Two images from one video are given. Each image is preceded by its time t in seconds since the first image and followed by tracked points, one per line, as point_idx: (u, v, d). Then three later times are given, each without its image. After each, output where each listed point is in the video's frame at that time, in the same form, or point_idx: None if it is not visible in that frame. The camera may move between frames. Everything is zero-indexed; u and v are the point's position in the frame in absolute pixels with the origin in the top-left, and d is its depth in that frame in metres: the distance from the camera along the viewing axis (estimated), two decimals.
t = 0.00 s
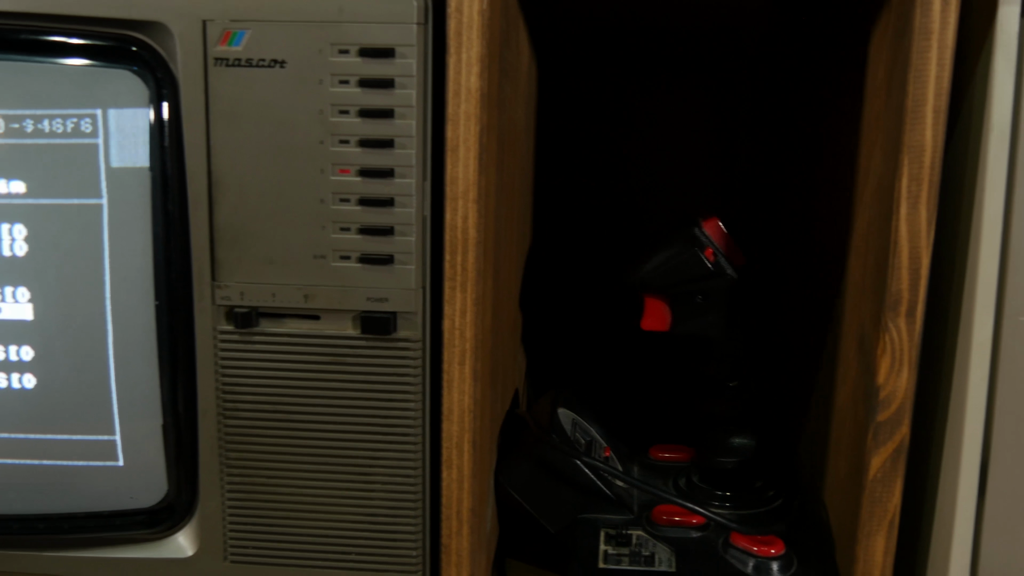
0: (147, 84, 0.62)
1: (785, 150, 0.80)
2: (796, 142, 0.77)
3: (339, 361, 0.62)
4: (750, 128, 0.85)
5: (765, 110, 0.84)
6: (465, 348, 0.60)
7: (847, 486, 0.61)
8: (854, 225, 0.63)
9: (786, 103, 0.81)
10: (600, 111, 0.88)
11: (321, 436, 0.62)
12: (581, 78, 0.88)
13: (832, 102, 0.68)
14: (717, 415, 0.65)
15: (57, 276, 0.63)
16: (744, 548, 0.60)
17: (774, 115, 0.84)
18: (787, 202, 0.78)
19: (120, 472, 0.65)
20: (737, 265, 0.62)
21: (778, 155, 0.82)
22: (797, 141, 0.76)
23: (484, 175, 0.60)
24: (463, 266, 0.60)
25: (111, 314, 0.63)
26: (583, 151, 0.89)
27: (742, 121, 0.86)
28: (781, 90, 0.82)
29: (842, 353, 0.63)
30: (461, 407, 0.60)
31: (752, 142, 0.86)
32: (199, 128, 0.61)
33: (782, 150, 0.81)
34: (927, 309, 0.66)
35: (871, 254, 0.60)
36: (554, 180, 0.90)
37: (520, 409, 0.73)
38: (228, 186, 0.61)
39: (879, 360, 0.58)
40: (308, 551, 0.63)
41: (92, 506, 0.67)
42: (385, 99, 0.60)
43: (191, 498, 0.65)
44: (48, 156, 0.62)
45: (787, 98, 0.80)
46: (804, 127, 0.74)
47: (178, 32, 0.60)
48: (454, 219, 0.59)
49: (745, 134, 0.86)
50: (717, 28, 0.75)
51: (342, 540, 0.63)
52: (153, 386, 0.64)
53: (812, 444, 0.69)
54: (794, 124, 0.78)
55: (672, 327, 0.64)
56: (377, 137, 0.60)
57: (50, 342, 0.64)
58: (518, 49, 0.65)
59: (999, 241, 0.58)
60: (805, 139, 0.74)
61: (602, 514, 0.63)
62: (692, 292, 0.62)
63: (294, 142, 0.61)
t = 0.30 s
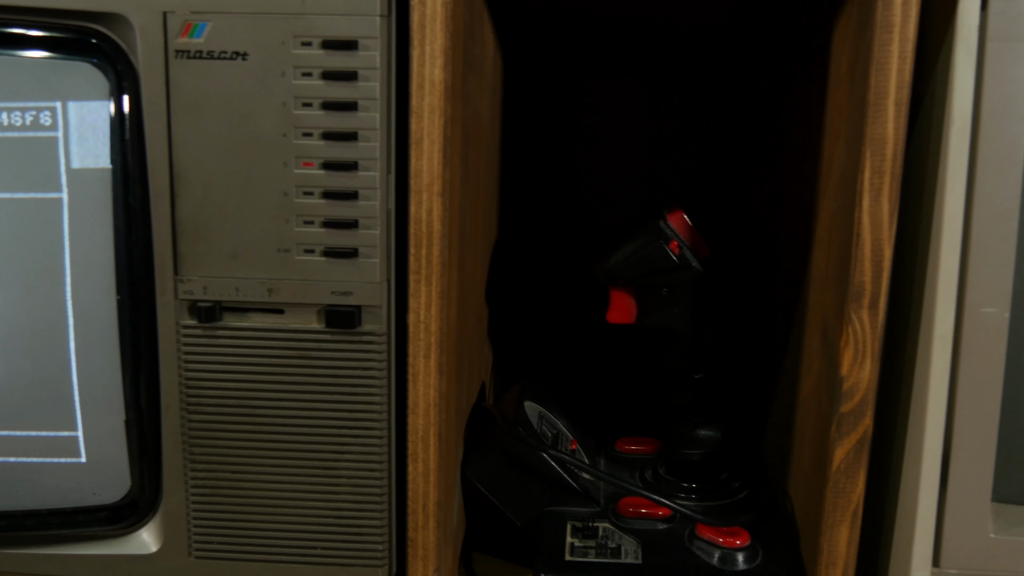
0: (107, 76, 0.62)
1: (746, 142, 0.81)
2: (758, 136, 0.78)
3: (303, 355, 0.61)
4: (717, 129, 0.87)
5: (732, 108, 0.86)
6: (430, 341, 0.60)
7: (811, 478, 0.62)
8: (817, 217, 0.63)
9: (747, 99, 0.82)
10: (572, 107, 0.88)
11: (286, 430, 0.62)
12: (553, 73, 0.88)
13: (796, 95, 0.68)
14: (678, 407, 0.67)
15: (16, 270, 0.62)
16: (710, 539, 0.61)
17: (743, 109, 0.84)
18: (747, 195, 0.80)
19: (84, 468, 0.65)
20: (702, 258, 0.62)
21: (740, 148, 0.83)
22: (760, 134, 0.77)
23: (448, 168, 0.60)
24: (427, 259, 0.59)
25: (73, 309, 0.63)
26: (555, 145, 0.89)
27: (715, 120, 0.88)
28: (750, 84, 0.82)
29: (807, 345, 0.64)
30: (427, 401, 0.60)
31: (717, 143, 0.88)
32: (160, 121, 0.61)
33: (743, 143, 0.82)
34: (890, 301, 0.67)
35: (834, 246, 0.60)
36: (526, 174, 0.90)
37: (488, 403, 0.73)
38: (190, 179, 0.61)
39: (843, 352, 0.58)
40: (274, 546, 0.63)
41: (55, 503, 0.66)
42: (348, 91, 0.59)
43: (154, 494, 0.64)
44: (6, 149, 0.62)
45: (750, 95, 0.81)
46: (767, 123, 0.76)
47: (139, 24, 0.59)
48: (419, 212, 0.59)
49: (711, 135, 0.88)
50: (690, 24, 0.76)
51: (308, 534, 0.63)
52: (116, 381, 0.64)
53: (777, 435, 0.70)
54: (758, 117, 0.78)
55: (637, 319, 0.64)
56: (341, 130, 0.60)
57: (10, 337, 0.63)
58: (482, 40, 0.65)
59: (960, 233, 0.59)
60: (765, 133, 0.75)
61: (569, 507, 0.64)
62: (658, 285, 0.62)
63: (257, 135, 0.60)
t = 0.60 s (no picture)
0: (73, 70, 0.61)
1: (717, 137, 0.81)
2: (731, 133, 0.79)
3: (274, 350, 0.61)
4: (692, 123, 0.88)
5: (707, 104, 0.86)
6: (401, 336, 0.60)
7: (782, 469, 0.62)
8: (787, 210, 0.63)
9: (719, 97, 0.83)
10: (548, 101, 0.88)
11: (256, 426, 0.62)
12: (529, 67, 0.88)
13: (767, 88, 0.68)
14: (651, 399, 0.67)
15: None
16: (682, 531, 0.61)
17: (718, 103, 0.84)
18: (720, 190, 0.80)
19: (52, 465, 0.65)
20: (673, 251, 0.62)
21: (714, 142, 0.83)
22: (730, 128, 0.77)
23: (418, 161, 0.60)
24: (398, 252, 0.59)
25: (39, 305, 0.62)
26: (532, 140, 0.89)
27: (690, 114, 0.88)
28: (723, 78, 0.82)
29: (777, 338, 0.64)
30: (398, 395, 0.60)
31: (692, 138, 0.88)
32: (127, 115, 0.60)
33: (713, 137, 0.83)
34: (860, 293, 0.67)
35: (803, 239, 0.60)
36: (502, 168, 0.90)
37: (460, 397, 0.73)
38: (158, 174, 0.60)
39: (812, 344, 0.58)
40: (246, 542, 0.63)
41: (24, 501, 0.66)
42: (317, 85, 0.59)
43: (125, 493, 0.64)
44: None
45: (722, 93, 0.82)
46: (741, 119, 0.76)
47: (105, 17, 0.59)
48: (389, 205, 0.58)
49: (687, 129, 0.88)
50: (663, 18, 0.76)
51: (280, 530, 0.62)
52: (84, 378, 0.63)
53: (748, 427, 0.70)
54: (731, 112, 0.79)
55: (609, 312, 0.64)
56: (310, 124, 0.59)
57: None
58: (452, 34, 0.65)
59: (928, 225, 0.59)
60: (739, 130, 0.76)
61: (543, 501, 0.64)
62: (629, 278, 0.62)
63: (226, 129, 0.60)
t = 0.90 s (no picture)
0: (45, 65, 0.60)
1: (696, 133, 0.81)
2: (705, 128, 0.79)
3: (248, 347, 0.61)
4: (672, 119, 0.88)
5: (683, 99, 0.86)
6: (377, 332, 0.59)
7: (757, 464, 0.62)
8: (761, 205, 0.63)
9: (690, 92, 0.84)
10: (528, 97, 0.88)
11: (231, 423, 0.61)
12: (509, 63, 0.88)
13: (742, 84, 0.69)
14: (626, 397, 0.66)
15: None
16: (658, 527, 0.61)
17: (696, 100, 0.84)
18: (697, 186, 0.81)
19: (25, 463, 0.64)
20: (648, 246, 0.62)
21: (692, 139, 0.83)
22: (708, 124, 0.77)
23: (393, 157, 0.60)
24: (373, 248, 0.59)
25: (11, 302, 0.62)
26: (513, 137, 0.89)
27: (670, 111, 0.88)
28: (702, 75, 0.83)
29: (752, 333, 0.64)
30: (374, 391, 0.60)
31: (672, 135, 0.89)
32: (98, 111, 0.60)
33: (692, 134, 0.83)
34: (834, 288, 0.67)
35: (778, 234, 0.61)
36: (483, 165, 0.90)
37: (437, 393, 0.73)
38: (131, 170, 0.60)
39: (787, 340, 0.59)
40: (222, 540, 0.62)
41: None
42: (291, 80, 0.59)
43: (100, 489, 0.64)
44: None
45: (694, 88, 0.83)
46: (712, 114, 0.77)
47: (76, 11, 0.58)
48: (364, 201, 0.58)
49: (666, 127, 0.89)
50: (641, 14, 0.76)
51: (255, 527, 0.62)
52: (57, 375, 0.63)
53: (724, 421, 0.70)
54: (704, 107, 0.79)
55: (585, 308, 0.64)
56: (284, 119, 0.59)
57: None
58: (427, 30, 0.65)
59: (901, 220, 0.59)
60: (711, 124, 0.76)
61: (519, 496, 0.65)
62: (605, 273, 0.62)
63: (199, 124, 0.60)
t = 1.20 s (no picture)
0: (22, 61, 0.60)
1: (678, 130, 0.81)
2: (682, 124, 0.79)
3: (227, 345, 0.61)
4: (656, 115, 0.88)
5: (664, 95, 0.86)
6: (357, 329, 0.59)
7: (738, 459, 0.62)
8: (741, 200, 0.63)
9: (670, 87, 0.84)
10: (513, 94, 0.88)
11: (210, 421, 0.61)
12: (493, 60, 0.88)
13: (721, 79, 0.69)
14: (609, 391, 0.68)
15: None
16: (640, 522, 0.61)
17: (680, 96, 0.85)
18: (677, 182, 0.81)
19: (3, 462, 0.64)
20: (629, 242, 0.62)
21: (676, 135, 0.83)
22: (690, 121, 0.77)
23: (373, 153, 0.59)
24: (354, 245, 0.58)
25: None
26: (497, 133, 0.89)
27: (655, 108, 0.88)
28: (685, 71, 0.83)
29: (733, 329, 0.64)
30: (354, 388, 0.60)
31: (653, 131, 0.89)
32: (75, 106, 0.59)
33: (672, 131, 0.83)
34: (814, 283, 0.67)
35: (758, 230, 0.61)
36: (467, 161, 0.89)
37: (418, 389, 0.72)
38: (108, 166, 0.60)
39: (767, 335, 0.59)
40: (202, 538, 0.62)
41: None
42: (270, 76, 0.59)
43: (78, 488, 0.64)
44: None
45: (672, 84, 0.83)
46: (691, 110, 0.77)
47: (52, 7, 0.58)
48: (343, 197, 0.58)
49: (650, 123, 0.89)
50: (624, 10, 0.76)
51: (235, 525, 0.62)
52: (35, 373, 0.63)
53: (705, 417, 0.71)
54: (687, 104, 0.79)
55: (567, 304, 0.64)
56: (263, 115, 0.59)
57: None
58: (407, 25, 0.65)
59: (880, 215, 0.59)
60: (693, 120, 0.76)
61: (501, 493, 0.64)
62: (586, 269, 0.62)
63: (177, 120, 0.59)
